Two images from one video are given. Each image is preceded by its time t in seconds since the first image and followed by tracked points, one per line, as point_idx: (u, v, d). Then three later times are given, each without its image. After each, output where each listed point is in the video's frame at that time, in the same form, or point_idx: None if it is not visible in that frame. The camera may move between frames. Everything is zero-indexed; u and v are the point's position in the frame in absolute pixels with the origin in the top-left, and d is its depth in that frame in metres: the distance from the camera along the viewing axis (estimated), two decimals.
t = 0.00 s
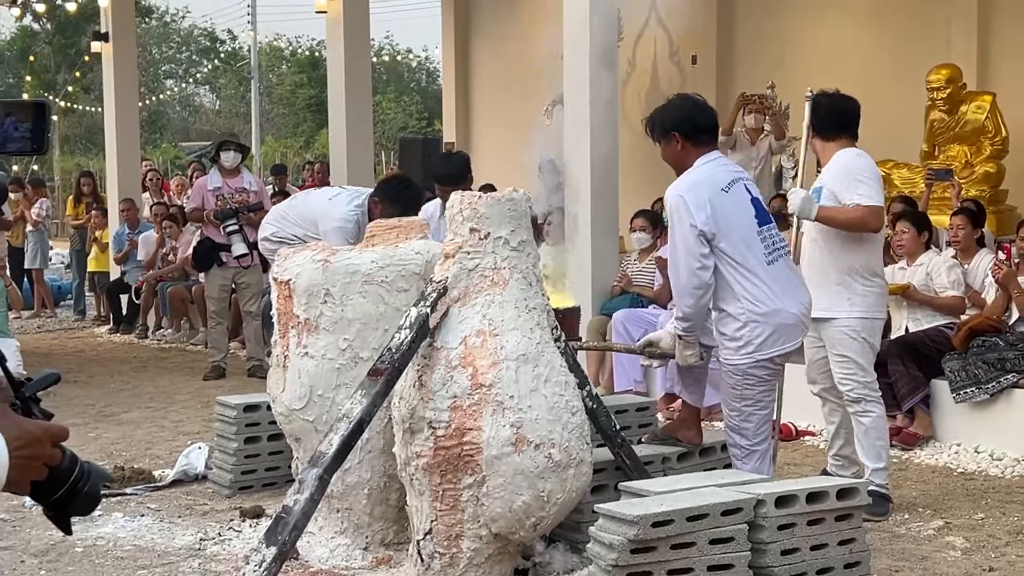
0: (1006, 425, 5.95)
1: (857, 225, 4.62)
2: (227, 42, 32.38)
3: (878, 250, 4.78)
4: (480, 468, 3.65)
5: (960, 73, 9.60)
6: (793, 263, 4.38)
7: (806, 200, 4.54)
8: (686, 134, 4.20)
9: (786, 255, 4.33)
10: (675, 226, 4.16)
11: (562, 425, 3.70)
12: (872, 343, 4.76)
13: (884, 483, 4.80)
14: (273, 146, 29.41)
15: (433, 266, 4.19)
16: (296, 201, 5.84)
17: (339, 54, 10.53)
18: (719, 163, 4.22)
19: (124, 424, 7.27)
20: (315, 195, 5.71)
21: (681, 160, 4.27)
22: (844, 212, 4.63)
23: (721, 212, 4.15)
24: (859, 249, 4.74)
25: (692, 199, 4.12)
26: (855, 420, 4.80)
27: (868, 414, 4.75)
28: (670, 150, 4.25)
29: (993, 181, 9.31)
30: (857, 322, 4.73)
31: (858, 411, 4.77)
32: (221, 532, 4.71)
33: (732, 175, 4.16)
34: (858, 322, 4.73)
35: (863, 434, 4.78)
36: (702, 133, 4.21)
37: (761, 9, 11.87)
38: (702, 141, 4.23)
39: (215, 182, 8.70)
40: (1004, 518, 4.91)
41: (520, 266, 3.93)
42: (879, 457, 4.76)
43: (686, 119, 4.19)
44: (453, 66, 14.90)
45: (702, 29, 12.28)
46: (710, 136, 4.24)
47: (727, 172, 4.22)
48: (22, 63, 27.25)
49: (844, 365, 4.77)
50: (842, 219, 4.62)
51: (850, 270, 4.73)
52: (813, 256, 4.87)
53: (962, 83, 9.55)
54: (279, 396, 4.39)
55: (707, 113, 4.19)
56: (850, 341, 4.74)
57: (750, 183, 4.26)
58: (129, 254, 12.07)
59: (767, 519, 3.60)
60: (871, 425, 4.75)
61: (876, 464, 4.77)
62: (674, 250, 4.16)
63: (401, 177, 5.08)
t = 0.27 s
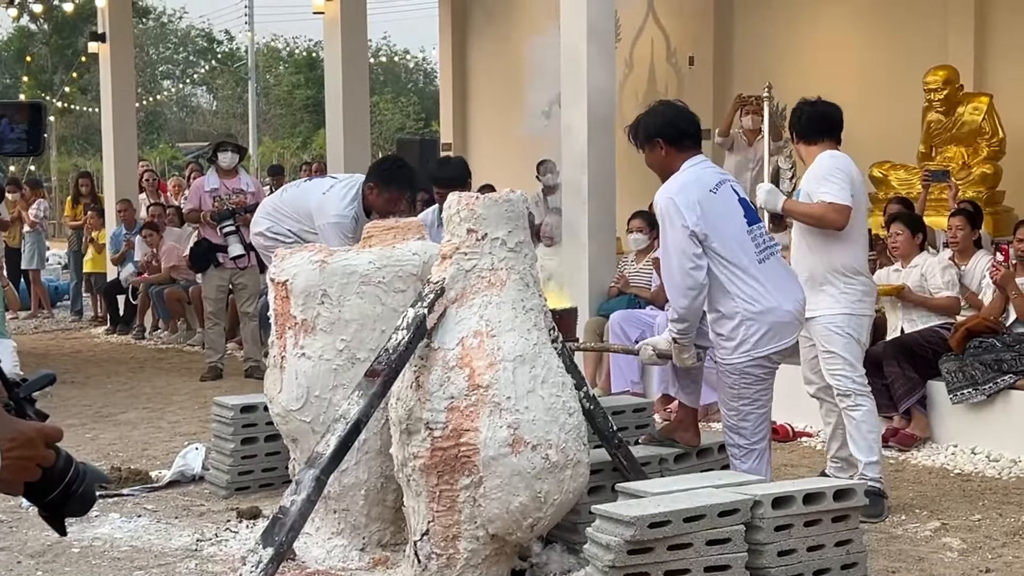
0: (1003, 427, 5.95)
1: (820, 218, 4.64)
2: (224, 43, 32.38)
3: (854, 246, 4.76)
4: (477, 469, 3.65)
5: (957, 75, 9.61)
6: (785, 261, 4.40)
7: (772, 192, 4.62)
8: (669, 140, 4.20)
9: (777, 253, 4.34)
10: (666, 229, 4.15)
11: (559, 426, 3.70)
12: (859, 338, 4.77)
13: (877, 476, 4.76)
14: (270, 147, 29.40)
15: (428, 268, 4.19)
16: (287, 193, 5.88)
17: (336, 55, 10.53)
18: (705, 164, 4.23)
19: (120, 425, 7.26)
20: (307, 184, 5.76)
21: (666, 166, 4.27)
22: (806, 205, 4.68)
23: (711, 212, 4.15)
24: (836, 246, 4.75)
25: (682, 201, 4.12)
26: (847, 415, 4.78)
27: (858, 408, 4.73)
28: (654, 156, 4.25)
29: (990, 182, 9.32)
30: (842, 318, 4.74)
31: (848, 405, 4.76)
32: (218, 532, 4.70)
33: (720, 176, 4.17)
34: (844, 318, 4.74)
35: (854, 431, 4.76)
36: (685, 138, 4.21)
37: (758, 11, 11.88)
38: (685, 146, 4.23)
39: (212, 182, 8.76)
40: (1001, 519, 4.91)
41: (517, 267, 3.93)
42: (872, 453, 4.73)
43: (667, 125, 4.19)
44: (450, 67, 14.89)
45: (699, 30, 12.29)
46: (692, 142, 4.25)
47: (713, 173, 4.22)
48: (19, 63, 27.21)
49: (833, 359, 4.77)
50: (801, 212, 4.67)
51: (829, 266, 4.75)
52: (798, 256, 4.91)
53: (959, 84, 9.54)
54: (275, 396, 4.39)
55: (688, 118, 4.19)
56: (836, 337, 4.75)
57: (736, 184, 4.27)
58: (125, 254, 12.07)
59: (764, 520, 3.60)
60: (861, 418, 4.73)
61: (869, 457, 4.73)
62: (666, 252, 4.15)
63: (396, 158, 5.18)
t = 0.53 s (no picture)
0: (1002, 427, 5.95)
1: (826, 220, 4.63)
2: (224, 43, 32.39)
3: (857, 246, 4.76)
4: (476, 469, 3.65)
5: (957, 75, 9.61)
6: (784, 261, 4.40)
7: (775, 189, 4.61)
8: (665, 143, 4.20)
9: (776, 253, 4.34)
10: (663, 231, 4.15)
11: (559, 426, 3.70)
12: (853, 336, 4.77)
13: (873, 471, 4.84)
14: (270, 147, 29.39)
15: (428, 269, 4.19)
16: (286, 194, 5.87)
17: (336, 55, 10.53)
18: (701, 167, 4.23)
19: (120, 425, 7.26)
20: (307, 185, 5.77)
21: (662, 169, 4.27)
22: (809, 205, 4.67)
23: (708, 215, 4.15)
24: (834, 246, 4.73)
25: (679, 204, 4.12)
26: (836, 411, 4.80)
27: (847, 406, 4.75)
28: (649, 160, 4.25)
29: (989, 182, 9.32)
30: (838, 315, 4.73)
31: (837, 403, 4.77)
32: (218, 533, 4.70)
33: (717, 178, 4.17)
34: (842, 315, 4.73)
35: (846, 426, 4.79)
36: (680, 141, 4.22)
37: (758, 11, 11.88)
38: (681, 149, 4.23)
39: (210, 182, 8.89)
40: (1000, 519, 4.92)
41: (516, 267, 3.93)
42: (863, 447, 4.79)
43: (662, 129, 4.19)
44: (450, 67, 14.89)
45: (699, 31, 12.28)
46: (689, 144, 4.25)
47: (710, 176, 4.22)
48: (19, 63, 27.20)
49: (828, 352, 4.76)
50: (804, 212, 4.66)
51: (830, 263, 4.74)
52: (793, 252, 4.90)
53: (958, 85, 9.55)
54: (275, 397, 4.39)
55: (682, 121, 4.19)
56: (833, 332, 4.74)
57: (733, 185, 4.27)
58: (125, 254, 12.05)
59: (764, 520, 3.61)
60: (852, 416, 4.75)
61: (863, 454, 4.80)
62: (664, 255, 4.15)
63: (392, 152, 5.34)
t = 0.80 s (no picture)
0: (1002, 427, 5.95)
1: (839, 226, 4.62)
2: (224, 43, 32.40)
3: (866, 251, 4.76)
4: (476, 469, 3.65)
5: (957, 75, 9.61)
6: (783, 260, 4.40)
7: (791, 192, 4.56)
8: (663, 143, 4.20)
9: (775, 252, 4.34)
10: (664, 231, 4.15)
11: (559, 426, 3.70)
12: (859, 340, 4.77)
13: (867, 474, 4.85)
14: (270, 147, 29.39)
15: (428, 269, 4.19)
16: (287, 191, 5.87)
17: (336, 56, 10.53)
18: (700, 167, 4.23)
19: (120, 425, 7.25)
20: (307, 181, 5.77)
21: (660, 169, 4.27)
22: (823, 210, 4.64)
23: (708, 214, 4.15)
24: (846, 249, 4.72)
25: (679, 204, 4.12)
26: (836, 413, 4.83)
27: (849, 410, 4.78)
28: (649, 160, 4.26)
29: (989, 182, 9.32)
30: (847, 318, 4.73)
31: (838, 407, 4.80)
32: (218, 533, 4.70)
33: (716, 178, 4.17)
34: (851, 318, 4.73)
35: (844, 427, 4.82)
36: (679, 141, 4.22)
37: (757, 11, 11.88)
38: (679, 149, 4.23)
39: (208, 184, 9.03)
40: (1000, 519, 4.92)
41: (516, 267, 3.93)
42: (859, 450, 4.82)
43: (661, 129, 4.19)
44: (450, 67, 14.89)
45: (699, 30, 12.28)
46: (687, 144, 4.25)
47: (709, 176, 4.23)
48: (19, 63, 27.20)
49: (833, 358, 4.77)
50: (818, 217, 4.63)
51: (842, 265, 4.73)
52: (801, 251, 4.87)
53: (958, 84, 9.55)
54: (275, 397, 4.39)
55: (681, 122, 4.19)
56: (840, 336, 4.74)
57: (732, 185, 4.27)
58: (125, 255, 12.05)
59: (763, 520, 3.61)
60: (852, 420, 4.79)
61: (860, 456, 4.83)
62: (665, 254, 4.15)
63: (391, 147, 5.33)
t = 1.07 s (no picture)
0: (1001, 427, 5.96)
1: (853, 231, 4.62)
2: (224, 43, 32.41)
3: (876, 255, 4.78)
4: (476, 470, 3.65)
5: (957, 75, 9.61)
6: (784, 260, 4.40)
7: (805, 195, 4.62)
8: (662, 147, 4.21)
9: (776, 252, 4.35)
10: (665, 232, 4.15)
11: (559, 426, 3.70)
12: (868, 342, 4.78)
13: (867, 477, 4.85)
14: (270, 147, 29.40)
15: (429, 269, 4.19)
16: (287, 190, 5.88)
17: (336, 55, 10.52)
18: (699, 168, 4.24)
19: (120, 425, 7.26)
20: (307, 179, 5.79)
21: (659, 173, 4.27)
22: (837, 214, 4.63)
23: (710, 214, 4.15)
24: (855, 252, 4.72)
25: (682, 204, 4.12)
26: (842, 415, 4.84)
27: (855, 412, 4.79)
28: (646, 164, 4.26)
29: (989, 182, 9.32)
30: (858, 321, 4.73)
31: (846, 409, 4.80)
32: (218, 533, 4.71)
33: (717, 178, 4.18)
34: (860, 321, 4.73)
35: (848, 429, 4.83)
36: (677, 144, 4.22)
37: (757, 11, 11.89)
38: (678, 152, 4.24)
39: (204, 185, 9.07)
40: (1000, 519, 4.92)
41: (516, 268, 3.93)
42: (863, 454, 4.82)
43: (659, 132, 4.19)
44: (449, 67, 14.89)
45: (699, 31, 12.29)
46: (686, 147, 4.26)
47: (708, 177, 4.23)
48: (19, 63, 27.21)
49: (840, 361, 4.76)
50: (832, 220, 4.62)
51: (853, 267, 4.72)
52: (807, 251, 4.85)
53: (958, 85, 9.56)
54: (275, 397, 4.39)
55: (679, 125, 4.20)
56: (847, 338, 4.73)
57: (731, 187, 4.28)
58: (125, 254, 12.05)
59: (763, 521, 3.61)
60: (858, 422, 4.79)
61: (861, 458, 4.83)
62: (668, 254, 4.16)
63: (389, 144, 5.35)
